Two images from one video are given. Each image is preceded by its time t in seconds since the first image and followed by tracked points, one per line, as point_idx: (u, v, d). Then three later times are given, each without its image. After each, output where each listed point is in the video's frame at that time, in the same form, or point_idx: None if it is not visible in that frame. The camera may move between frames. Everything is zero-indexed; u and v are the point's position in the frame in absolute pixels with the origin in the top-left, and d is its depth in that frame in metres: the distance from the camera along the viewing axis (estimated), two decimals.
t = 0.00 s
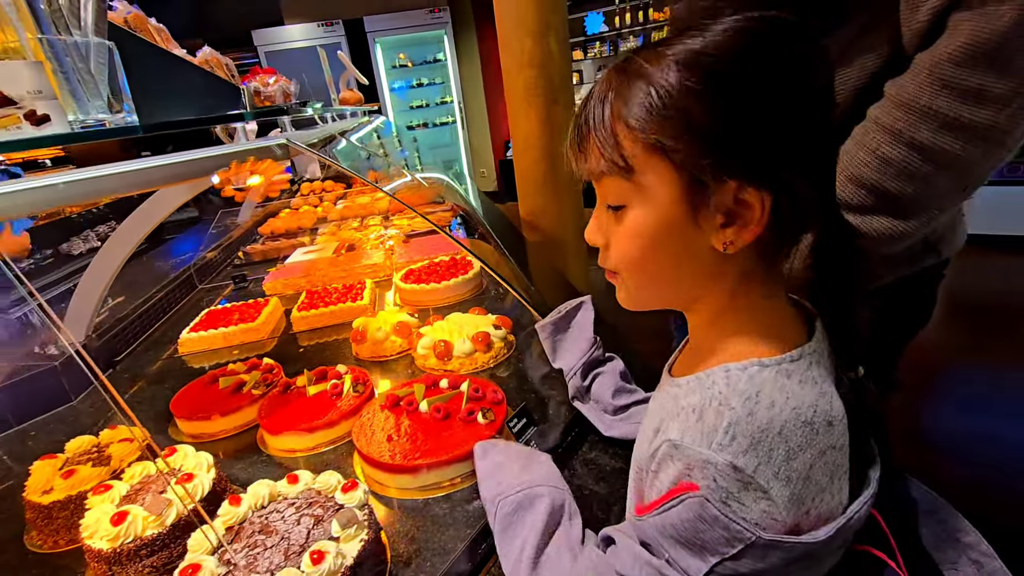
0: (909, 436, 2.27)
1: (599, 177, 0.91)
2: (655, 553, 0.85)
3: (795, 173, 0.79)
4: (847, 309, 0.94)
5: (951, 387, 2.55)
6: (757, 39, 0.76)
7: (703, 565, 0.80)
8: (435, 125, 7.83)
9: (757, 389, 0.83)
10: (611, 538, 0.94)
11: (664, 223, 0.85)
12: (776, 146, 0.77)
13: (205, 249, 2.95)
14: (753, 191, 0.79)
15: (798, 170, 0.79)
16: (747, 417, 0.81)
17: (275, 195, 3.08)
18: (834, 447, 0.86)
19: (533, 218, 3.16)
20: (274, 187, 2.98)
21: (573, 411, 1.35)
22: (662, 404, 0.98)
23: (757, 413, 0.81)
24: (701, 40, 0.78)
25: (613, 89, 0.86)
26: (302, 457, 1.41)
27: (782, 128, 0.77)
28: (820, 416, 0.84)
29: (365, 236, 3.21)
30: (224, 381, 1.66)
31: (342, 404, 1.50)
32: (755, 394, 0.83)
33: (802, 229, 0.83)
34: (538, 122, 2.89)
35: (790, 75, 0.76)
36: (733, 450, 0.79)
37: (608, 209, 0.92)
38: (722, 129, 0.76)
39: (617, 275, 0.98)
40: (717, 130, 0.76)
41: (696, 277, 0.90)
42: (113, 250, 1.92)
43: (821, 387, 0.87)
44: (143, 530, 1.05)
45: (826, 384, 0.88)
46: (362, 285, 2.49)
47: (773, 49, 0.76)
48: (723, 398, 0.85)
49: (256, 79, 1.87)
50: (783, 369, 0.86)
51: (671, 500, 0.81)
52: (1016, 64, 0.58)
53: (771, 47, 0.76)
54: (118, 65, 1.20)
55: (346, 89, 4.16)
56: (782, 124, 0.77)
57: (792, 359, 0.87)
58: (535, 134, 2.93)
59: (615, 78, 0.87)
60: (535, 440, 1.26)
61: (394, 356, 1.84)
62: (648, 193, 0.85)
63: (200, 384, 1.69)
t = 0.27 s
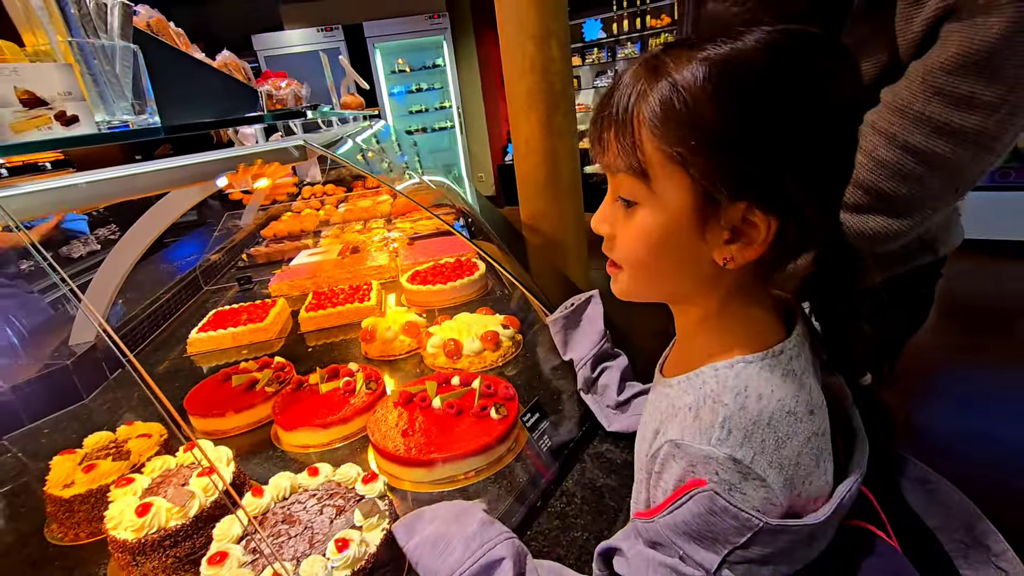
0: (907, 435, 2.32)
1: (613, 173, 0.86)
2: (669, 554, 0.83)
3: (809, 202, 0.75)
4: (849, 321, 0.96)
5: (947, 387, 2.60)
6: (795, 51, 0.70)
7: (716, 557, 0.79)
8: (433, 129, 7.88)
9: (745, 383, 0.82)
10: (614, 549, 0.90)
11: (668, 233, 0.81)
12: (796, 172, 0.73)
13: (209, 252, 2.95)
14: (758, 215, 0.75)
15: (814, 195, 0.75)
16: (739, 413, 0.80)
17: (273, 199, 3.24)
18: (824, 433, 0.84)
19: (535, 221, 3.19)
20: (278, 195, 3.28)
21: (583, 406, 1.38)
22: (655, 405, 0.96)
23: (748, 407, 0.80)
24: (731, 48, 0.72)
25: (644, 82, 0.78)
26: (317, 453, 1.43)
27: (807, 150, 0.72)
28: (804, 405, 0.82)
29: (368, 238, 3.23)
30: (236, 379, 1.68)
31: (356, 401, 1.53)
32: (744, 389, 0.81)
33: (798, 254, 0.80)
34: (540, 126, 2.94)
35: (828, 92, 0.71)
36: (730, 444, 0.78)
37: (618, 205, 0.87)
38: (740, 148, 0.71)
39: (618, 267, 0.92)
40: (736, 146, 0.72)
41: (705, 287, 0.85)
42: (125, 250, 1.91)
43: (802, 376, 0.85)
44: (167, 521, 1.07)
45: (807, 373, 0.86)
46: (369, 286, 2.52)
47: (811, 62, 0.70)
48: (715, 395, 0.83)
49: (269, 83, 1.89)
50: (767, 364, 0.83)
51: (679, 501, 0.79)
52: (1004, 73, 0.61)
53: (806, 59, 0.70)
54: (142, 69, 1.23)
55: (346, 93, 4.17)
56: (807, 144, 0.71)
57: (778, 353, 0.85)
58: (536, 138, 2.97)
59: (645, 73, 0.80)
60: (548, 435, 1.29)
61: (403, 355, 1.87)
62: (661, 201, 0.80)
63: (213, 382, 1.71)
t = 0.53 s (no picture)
0: (911, 438, 2.34)
1: (614, 185, 0.84)
2: (674, 567, 0.81)
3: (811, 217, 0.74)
4: (852, 332, 0.95)
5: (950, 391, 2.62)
6: (800, 65, 0.69)
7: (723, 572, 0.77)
8: (436, 132, 7.90)
9: (754, 399, 0.80)
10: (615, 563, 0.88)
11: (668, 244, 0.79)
12: (799, 187, 0.72)
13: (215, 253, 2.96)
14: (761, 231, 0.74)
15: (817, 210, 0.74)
16: (749, 430, 0.78)
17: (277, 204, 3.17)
18: (829, 448, 0.83)
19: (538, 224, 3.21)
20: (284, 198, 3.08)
21: (593, 406, 1.39)
22: (662, 420, 0.94)
23: (760, 423, 0.78)
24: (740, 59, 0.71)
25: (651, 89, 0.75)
26: (330, 451, 1.45)
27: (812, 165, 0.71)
28: (812, 420, 0.81)
29: (374, 241, 3.24)
30: (248, 379, 1.69)
31: (368, 400, 1.54)
32: (754, 405, 0.80)
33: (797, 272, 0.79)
34: (545, 130, 2.96)
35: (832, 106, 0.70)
36: (744, 462, 0.76)
37: (620, 218, 0.85)
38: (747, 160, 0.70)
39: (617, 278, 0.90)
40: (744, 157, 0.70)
41: (705, 300, 0.84)
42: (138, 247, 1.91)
43: (809, 391, 0.84)
44: (186, 517, 1.10)
45: (814, 387, 0.85)
46: (376, 287, 2.54)
47: (816, 75, 0.69)
48: (724, 411, 0.81)
49: (281, 86, 1.92)
50: (776, 379, 0.82)
51: (686, 517, 0.77)
52: (1005, 78, 0.64)
53: (812, 73, 0.69)
54: (164, 73, 1.25)
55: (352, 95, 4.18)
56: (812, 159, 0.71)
57: (783, 368, 0.83)
58: (541, 142, 2.99)
59: (649, 81, 0.78)
60: (560, 434, 1.30)
61: (412, 356, 1.89)
62: (663, 213, 0.78)
63: (225, 382, 1.72)
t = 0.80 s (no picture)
0: (926, 440, 2.33)
1: (641, 197, 0.83)
2: None
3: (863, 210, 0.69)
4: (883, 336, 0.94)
5: (966, 393, 2.61)
6: (830, 46, 0.65)
7: None
8: (446, 132, 7.92)
9: (808, 417, 0.76)
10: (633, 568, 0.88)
11: (706, 255, 0.77)
12: (844, 180, 0.67)
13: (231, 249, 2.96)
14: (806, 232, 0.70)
15: (868, 204, 0.69)
16: (800, 453, 0.74)
17: (293, 202, 3.17)
18: (880, 471, 0.79)
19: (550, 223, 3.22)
20: (303, 194, 3.12)
21: (611, 400, 1.40)
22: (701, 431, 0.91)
23: (811, 445, 0.75)
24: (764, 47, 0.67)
25: (670, 87, 0.74)
26: (351, 442, 1.47)
27: (853, 156, 0.66)
28: (866, 441, 0.78)
29: (387, 239, 3.26)
30: (268, 372, 1.72)
31: (386, 393, 1.57)
32: (807, 425, 0.76)
33: (852, 268, 0.73)
34: (557, 129, 2.97)
35: (871, 90, 0.65)
36: (791, 487, 0.73)
37: (651, 229, 0.83)
38: (775, 158, 0.67)
39: (652, 290, 0.89)
40: (773, 155, 0.67)
41: (741, 311, 0.82)
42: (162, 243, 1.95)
43: (866, 410, 0.80)
44: (213, 504, 1.13)
45: (871, 406, 0.81)
46: (391, 284, 2.56)
47: (848, 57, 0.65)
48: (773, 430, 0.78)
49: (301, 84, 1.96)
50: (830, 398, 0.78)
51: (722, 538, 0.74)
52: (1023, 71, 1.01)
53: (844, 56, 0.65)
54: (192, 70, 1.28)
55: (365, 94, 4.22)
56: (853, 150, 0.66)
57: (842, 384, 0.79)
58: (553, 141, 3.00)
59: (670, 81, 0.76)
60: (578, 427, 1.32)
61: (428, 351, 1.91)
62: (699, 221, 0.76)
63: (246, 374, 1.75)
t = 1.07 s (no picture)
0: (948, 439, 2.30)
1: (682, 211, 0.73)
2: None
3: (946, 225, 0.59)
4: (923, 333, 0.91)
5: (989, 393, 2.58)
6: (913, 28, 0.54)
7: None
8: (460, 129, 7.95)
9: (855, 462, 0.68)
10: None
11: (754, 279, 0.67)
12: (926, 192, 0.57)
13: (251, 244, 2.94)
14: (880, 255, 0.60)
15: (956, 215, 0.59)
16: (843, 502, 0.66)
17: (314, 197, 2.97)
18: (931, 524, 0.72)
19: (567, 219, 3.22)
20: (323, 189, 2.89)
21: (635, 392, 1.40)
22: (728, 459, 0.83)
23: (854, 496, 0.66)
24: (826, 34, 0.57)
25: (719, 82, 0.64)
26: (376, 432, 1.48)
27: (940, 161, 0.56)
28: (919, 491, 0.70)
29: (404, 234, 3.28)
30: (292, 363, 1.75)
31: (409, 385, 1.59)
32: (852, 473, 0.68)
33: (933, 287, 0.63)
34: (575, 125, 2.97)
35: (966, 80, 0.54)
36: (828, 543, 0.64)
37: (694, 248, 0.74)
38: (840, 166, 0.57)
39: (695, 312, 0.79)
40: (839, 163, 0.57)
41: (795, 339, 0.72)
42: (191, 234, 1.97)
43: (924, 455, 0.72)
44: (244, 489, 1.17)
45: (929, 451, 0.73)
46: (410, 279, 2.58)
47: (937, 40, 0.53)
48: (812, 472, 0.69)
49: (324, 79, 1.98)
50: (881, 441, 0.69)
51: None
52: None
53: (930, 39, 0.53)
54: (224, 66, 1.30)
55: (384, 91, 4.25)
56: (940, 153, 0.55)
57: (899, 424, 0.71)
58: (571, 137, 3.00)
59: (714, 76, 0.66)
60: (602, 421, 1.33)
61: (449, 344, 1.92)
62: (752, 245, 0.66)
63: (271, 365, 1.78)
